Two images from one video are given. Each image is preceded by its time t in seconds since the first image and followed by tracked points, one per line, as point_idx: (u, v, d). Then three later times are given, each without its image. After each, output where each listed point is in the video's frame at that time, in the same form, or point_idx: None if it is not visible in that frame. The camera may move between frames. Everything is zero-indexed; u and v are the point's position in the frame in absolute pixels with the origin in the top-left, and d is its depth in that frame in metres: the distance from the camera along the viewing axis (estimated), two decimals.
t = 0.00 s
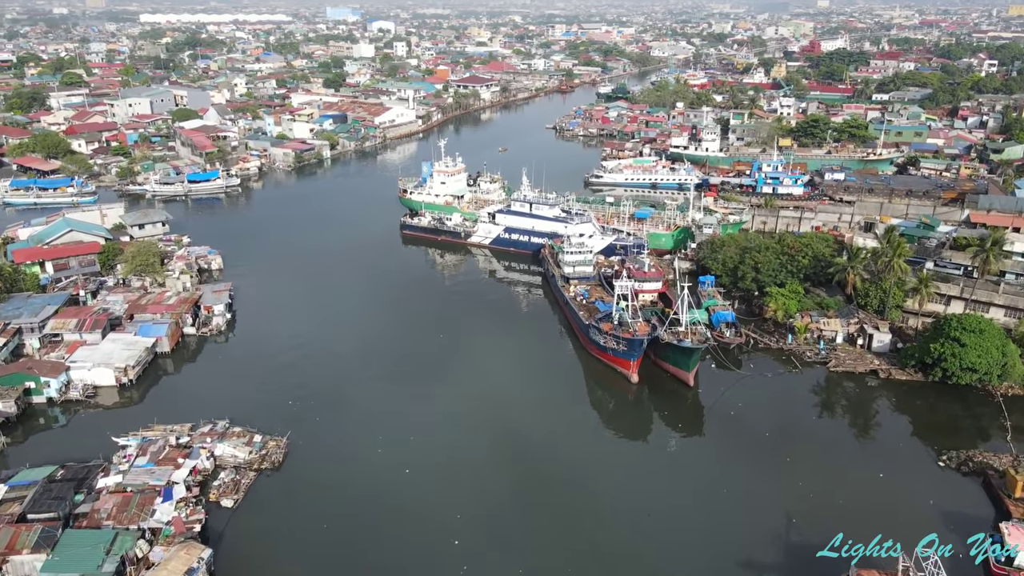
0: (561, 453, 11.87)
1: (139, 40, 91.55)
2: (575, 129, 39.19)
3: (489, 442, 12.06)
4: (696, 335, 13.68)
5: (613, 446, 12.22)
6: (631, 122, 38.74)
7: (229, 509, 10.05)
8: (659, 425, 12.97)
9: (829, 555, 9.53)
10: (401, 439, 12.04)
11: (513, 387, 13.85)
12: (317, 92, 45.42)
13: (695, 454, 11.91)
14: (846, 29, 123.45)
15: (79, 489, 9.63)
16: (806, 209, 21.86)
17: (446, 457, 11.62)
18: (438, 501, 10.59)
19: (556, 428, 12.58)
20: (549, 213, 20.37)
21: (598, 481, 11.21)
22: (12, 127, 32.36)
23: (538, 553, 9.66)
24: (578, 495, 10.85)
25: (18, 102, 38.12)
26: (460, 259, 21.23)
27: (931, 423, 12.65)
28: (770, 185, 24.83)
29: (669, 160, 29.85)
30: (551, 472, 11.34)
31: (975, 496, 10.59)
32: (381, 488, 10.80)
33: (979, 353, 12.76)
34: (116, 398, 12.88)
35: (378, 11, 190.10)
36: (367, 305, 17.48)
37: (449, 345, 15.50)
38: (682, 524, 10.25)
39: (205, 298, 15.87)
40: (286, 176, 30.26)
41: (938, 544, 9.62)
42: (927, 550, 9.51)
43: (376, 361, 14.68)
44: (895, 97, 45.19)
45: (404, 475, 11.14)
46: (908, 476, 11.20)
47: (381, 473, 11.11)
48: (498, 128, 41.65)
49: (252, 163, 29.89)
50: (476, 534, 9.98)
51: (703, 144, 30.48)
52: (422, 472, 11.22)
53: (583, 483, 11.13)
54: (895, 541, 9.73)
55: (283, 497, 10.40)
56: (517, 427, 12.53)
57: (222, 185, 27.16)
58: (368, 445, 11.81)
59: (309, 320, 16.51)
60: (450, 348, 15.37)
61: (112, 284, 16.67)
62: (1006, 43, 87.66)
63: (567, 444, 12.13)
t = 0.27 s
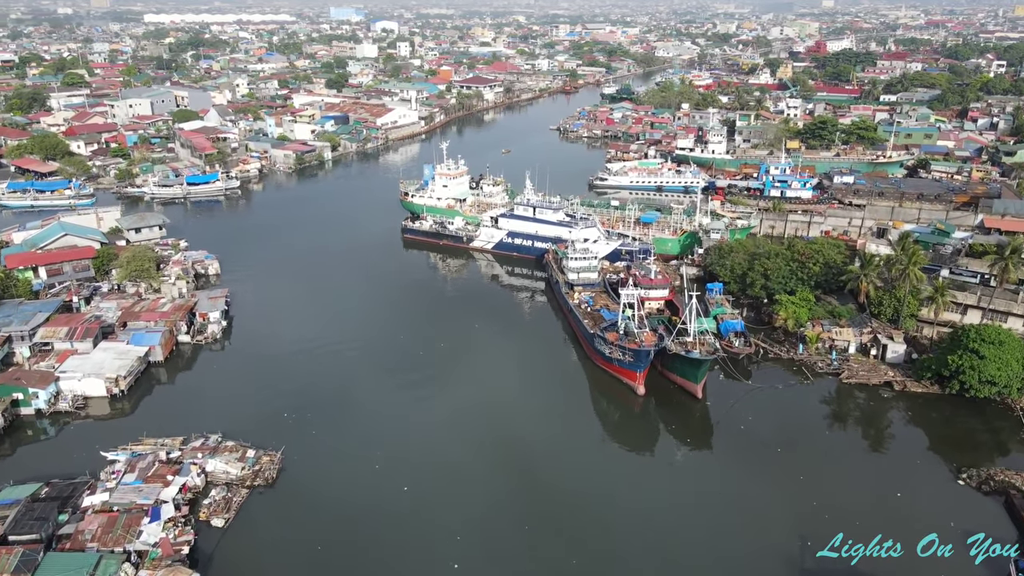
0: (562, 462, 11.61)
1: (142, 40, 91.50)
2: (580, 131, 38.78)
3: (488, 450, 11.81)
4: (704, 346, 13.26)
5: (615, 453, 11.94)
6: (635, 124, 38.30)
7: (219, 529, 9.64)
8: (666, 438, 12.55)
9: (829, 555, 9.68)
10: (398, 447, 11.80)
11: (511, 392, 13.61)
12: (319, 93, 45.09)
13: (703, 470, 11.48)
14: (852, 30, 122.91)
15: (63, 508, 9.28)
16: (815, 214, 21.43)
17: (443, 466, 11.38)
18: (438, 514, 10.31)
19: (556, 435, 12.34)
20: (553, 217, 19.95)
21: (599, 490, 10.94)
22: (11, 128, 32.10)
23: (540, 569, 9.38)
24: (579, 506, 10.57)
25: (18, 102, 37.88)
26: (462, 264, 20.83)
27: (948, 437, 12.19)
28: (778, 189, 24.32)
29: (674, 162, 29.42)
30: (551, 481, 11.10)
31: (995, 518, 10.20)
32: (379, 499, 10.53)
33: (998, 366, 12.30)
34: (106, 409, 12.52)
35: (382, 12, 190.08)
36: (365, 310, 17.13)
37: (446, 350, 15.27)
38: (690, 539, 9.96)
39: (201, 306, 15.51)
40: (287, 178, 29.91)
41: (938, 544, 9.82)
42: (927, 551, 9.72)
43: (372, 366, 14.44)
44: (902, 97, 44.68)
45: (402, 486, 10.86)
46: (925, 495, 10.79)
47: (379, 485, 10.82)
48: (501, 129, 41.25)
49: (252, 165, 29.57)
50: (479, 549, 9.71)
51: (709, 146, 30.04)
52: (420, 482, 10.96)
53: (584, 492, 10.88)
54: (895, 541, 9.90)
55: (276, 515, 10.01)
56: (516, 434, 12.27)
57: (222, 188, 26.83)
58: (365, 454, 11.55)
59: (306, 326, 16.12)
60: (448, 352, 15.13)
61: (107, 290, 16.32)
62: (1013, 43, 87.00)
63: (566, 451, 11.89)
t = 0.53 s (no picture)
0: (558, 466, 11.46)
1: (145, 40, 91.42)
2: (583, 132, 38.35)
3: (484, 455, 11.65)
4: (713, 356, 12.83)
5: (611, 460, 11.76)
6: (640, 125, 37.89)
7: (208, 551, 9.25)
8: (673, 452, 12.11)
9: (829, 555, 9.70)
10: (394, 453, 11.62)
11: (507, 396, 13.45)
12: (320, 93, 44.74)
13: (712, 486, 11.06)
14: (857, 30, 122.11)
15: (45, 529, 8.90)
16: (824, 219, 21.00)
17: (441, 476, 11.11)
18: (435, 522, 10.14)
19: (553, 440, 12.18)
20: (556, 221, 19.53)
21: (597, 496, 10.78)
22: (9, 129, 31.78)
23: None
24: (577, 512, 10.43)
25: (17, 103, 37.58)
26: (463, 269, 20.42)
27: (966, 452, 11.75)
28: (786, 192, 23.85)
29: (680, 165, 29.03)
30: (548, 485, 10.95)
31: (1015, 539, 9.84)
32: (375, 507, 10.34)
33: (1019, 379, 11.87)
34: (96, 421, 12.12)
35: (386, 12, 190.13)
36: (362, 315, 16.79)
37: (442, 352, 15.08)
38: (689, 548, 9.79)
39: (195, 313, 15.11)
40: (287, 180, 29.53)
41: (938, 544, 9.85)
42: (927, 551, 9.75)
43: (367, 370, 14.23)
44: (910, 98, 44.20)
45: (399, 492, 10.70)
46: (942, 514, 10.38)
47: (375, 492, 10.66)
48: (504, 130, 40.87)
49: (251, 167, 29.22)
50: (477, 557, 9.55)
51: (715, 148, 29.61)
52: (416, 489, 10.78)
53: (581, 498, 10.73)
54: (894, 541, 9.93)
55: (268, 535, 9.62)
56: (513, 439, 12.12)
57: (220, 190, 26.47)
58: (360, 461, 11.37)
59: (302, 333, 15.72)
60: (443, 355, 14.96)
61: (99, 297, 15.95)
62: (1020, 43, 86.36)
63: (563, 456, 11.72)
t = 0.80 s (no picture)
0: (556, 476, 11.21)
1: (147, 39, 91.19)
2: (586, 133, 37.92)
3: (481, 464, 11.39)
4: (721, 369, 12.41)
5: (610, 469, 11.49)
6: (644, 126, 37.50)
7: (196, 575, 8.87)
8: (682, 468, 11.67)
9: (829, 555, 9.67)
10: (389, 464, 11.34)
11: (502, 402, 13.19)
12: (321, 94, 44.38)
13: (720, 502, 10.68)
14: (861, 30, 121.51)
15: (25, 552, 8.51)
16: (833, 223, 20.58)
17: (438, 489, 10.79)
18: (434, 537, 9.86)
19: (550, 447, 11.94)
20: (560, 226, 19.09)
21: (598, 507, 10.54)
22: (6, 130, 31.43)
23: None
24: (578, 523, 10.19)
25: (15, 104, 37.26)
26: (465, 274, 20.01)
27: (985, 469, 11.31)
28: (793, 195, 23.41)
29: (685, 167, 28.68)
30: (547, 497, 10.68)
31: None
32: (373, 521, 10.06)
33: None
34: (85, 434, 11.76)
35: (389, 12, 189.85)
36: (359, 321, 16.42)
37: (437, 357, 14.82)
38: (694, 561, 9.52)
39: (188, 320, 14.73)
40: (286, 182, 29.15)
41: (938, 544, 9.85)
42: (928, 551, 9.74)
43: (362, 376, 13.95)
44: (917, 99, 43.72)
45: (396, 505, 10.42)
46: (961, 537, 9.98)
47: (372, 505, 10.38)
48: (507, 131, 40.49)
49: (250, 168, 28.88)
50: (478, 573, 9.30)
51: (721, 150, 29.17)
52: (414, 501, 10.51)
53: (581, 508, 10.49)
54: (895, 541, 9.91)
55: (260, 558, 9.22)
56: (510, 447, 11.87)
57: (219, 193, 26.11)
58: (356, 472, 11.08)
59: (297, 340, 15.30)
60: (438, 359, 14.69)
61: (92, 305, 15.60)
62: None
63: (561, 464, 11.47)
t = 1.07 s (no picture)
0: (557, 484, 10.98)
1: (150, 39, 91.03)
2: (590, 135, 37.46)
3: (481, 475, 11.13)
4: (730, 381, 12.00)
5: (611, 478, 11.25)
6: (648, 128, 37.09)
7: None
8: (690, 484, 11.25)
9: (829, 555, 9.62)
10: (387, 476, 11.07)
11: (499, 410, 12.96)
12: (322, 95, 44.02)
13: (729, 519, 10.31)
14: (866, 30, 120.98)
15: None
16: (842, 228, 20.16)
17: (436, 500, 10.54)
18: (438, 553, 9.58)
19: (549, 456, 11.67)
20: (563, 230, 18.67)
21: (600, 518, 10.28)
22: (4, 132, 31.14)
23: None
24: (581, 535, 9.95)
25: (13, 105, 36.95)
26: (466, 279, 19.61)
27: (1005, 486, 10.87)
28: (801, 199, 23.00)
29: (690, 169, 28.28)
30: (547, 508, 10.43)
31: None
32: (369, 534, 9.81)
33: None
34: (72, 447, 11.38)
35: (392, 12, 189.77)
36: (358, 327, 16.08)
37: (433, 363, 14.58)
38: None
39: (182, 328, 14.34)
40: (286, 184, 28.78)
41: (938, 544, 9.81)
42: (927, 551, 9.69)
43: (358, 384, 13.70)
44: (925, 100, 43.23)
45: (396, 520, 10.11)
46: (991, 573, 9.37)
47: (371, 520, 10.08)
48: (509, 132, 40.11)
49: (249, 171, 28.55)
50: None
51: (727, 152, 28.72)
52: (415, 517, 10.19)
53: (583, 519, 10.27)
54: (895, 541, 9.86)
55: None
56: (509, 456, 11.62)
57: (217, 195, 25.74)
58: (353, 486, 10.76)
59: (294, 347, 15.00)
60: (433, 367, 14.41)
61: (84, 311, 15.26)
62: None
63: (562, 472, 11.23)
